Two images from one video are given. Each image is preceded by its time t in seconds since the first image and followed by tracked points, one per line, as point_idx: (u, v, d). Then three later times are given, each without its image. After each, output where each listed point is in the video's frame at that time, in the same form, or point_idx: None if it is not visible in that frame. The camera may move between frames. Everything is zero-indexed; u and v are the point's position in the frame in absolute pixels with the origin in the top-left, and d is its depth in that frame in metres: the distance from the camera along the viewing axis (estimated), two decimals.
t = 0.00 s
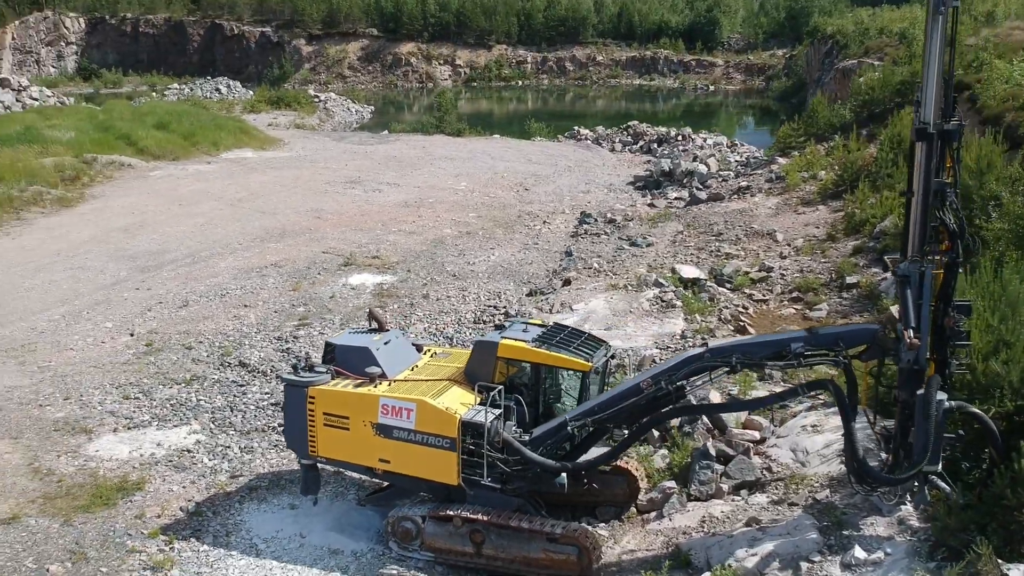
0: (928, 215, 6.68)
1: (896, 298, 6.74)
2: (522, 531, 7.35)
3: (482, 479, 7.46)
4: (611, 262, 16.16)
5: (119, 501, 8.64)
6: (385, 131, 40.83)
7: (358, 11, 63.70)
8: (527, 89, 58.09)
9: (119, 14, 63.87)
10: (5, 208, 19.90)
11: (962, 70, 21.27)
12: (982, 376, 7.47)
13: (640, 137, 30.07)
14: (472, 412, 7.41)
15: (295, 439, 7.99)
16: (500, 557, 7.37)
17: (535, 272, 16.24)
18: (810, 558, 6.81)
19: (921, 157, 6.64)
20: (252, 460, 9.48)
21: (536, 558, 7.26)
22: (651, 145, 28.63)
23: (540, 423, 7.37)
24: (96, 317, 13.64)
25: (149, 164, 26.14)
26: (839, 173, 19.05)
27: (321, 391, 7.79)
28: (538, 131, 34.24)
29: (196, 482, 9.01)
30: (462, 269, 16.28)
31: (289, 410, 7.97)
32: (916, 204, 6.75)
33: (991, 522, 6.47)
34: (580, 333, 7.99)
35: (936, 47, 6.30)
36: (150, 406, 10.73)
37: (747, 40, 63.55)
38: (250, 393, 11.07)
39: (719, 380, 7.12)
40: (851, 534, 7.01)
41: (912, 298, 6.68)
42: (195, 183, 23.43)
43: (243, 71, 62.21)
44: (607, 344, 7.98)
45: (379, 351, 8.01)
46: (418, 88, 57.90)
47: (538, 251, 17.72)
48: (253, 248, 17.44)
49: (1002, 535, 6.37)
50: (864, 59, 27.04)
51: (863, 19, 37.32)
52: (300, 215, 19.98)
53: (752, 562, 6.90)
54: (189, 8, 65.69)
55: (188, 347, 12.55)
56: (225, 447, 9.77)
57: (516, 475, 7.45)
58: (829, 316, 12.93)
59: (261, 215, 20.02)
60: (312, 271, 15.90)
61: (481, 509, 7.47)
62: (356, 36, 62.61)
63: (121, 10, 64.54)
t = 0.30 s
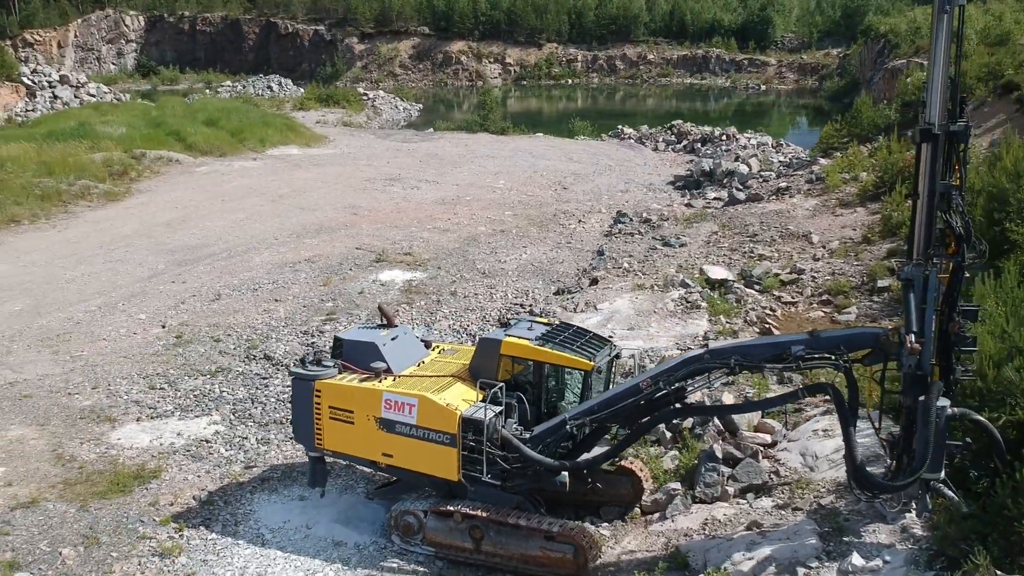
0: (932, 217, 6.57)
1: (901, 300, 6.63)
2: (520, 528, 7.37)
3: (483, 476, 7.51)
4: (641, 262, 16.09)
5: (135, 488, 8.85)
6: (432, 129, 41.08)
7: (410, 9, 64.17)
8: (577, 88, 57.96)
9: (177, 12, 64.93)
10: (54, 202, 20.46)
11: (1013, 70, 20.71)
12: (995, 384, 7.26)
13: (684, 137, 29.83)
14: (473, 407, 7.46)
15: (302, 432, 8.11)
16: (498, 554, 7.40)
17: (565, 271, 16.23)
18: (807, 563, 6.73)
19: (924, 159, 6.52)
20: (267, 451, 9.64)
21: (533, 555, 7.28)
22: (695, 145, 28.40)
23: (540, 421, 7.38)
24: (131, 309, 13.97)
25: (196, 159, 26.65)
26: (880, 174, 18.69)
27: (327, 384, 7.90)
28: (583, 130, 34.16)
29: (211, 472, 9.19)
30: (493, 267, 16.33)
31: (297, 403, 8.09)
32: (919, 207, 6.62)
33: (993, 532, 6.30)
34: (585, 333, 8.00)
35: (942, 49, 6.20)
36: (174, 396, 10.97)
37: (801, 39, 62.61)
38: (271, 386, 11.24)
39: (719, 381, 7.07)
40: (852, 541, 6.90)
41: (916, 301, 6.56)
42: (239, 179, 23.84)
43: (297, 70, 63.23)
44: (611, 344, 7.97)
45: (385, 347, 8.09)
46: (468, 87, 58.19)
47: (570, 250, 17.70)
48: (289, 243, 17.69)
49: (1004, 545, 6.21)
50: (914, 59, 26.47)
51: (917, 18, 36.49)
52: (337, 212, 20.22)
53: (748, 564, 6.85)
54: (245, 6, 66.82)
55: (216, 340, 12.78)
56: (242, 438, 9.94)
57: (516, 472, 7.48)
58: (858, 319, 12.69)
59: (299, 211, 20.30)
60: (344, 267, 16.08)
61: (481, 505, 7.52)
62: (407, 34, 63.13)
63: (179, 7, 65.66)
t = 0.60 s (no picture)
0: (933, 219, 6.43)
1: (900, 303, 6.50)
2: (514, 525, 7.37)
3: (481, 472, 7.52)
4: (668, 261, 15.98)
5: (146, 476, 9.02)
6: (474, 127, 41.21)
7: (457, 7, 64.42)
8: (622, 86, 57.72)
9: (229, 10, 65.84)
10: (95, 196, 20.93)
11: None
12: (1002, 391, 7.00)
13: (724, 136, 29.54)
14: (471, 404, 7.49)
15: (305, 424, 8.19)
16: (493, 550, 7.41)
17: (591, 270, 16.17)
18: (799, 569, 6.62)
19: (926, 159, 6.38)
20: (278, 443, 9.76)
21: (527, 553, 7.27)
22: (735, 144, 28.11)
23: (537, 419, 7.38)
24: (160, 301, 14.23)
25: (237, 155, 27.05)
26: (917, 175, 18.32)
27: (329, 378, 7.96)
28: (623, 129, 34.01)
29: (221, 463, 9.33)
30: (518, 265, 16.31)
31: (300, 396, 8.17)
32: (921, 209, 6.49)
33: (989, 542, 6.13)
34: (586, 331, 7.99)
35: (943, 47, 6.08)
36: (193, 387, 11.16)
37: (852, 39, 61.60)
38: (289, 379, 11.37)
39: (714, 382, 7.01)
40: (847, 547, 6.79)
41: (916, 305, 6.43)
42: (278, 175, 24.15)
43: (344, 68, 63.91)
44: (612, 343, 7.95)
45: (386, 342, 8.15)
46: (513, 85, 58.32)
47: (598, 249, 17.65)
48: (320, 239, 17.87)
49: (999, 555, 6.03)
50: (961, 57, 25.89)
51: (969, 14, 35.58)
52: (370, 208, 20.38)
53: (740, 568, 6.77)
54: (295, 4, 67.63)
55: (239, 333, 12.96)
56: (255, 430, 10.08)
57: (513, 470, 7.48)
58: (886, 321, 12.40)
59: (333, 207, 20.50)
60: (371, 263, 16.20)
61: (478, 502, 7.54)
62: (454, 32, 63.44)
63: (230, 6, 66.55)
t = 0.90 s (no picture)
0: (932, 222, 6.29)
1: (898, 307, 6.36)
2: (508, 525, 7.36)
3: (477, 471, 7.53)
4: (695, 262, 15.83)
5: (157, 467, 9.17)
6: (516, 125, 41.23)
7: (504, 5, 64.51)
8: (669, 85, 57.34)
9: (279, 8, 66.70)
10: (135, 190, 21.34)
11: None
12: (1010, 400, 6.69)
13: (764, 136, 29.17)
14: (468, 402, 7.51)
15: (309, 419, 8.26)
16: (487, 548, 7.42)
17: (617, 269, 16.09)
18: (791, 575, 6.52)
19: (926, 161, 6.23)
20: (288, 437, 9.86)
21: (520, 552, 7.25)
22: (775, 144, 27.76)
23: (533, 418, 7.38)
24: (188, 295, 14.47)
25: (277, 152, 27.39)
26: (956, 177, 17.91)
27: (331, 374, 8.02)
28: (664, 128, 33.77)
29: (231, 455, 9.46)
30: (544, 263, 16.28)
31: (304, 391, 8.24)
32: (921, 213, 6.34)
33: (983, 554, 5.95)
34: (586, 331, 7.97)
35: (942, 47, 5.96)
36: (212, 380, 11.32)
37: (905, 38, 60.39)
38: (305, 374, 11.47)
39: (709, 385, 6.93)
40: (842, 555, 6.65)
41: (914, 309, 6.29)
42: (314, 172, 24.40)
43: (392, 65, 64.58)
44: (612, 344, 7.92)
45: (388, 338, 8.19)
46: (558, 83, 58.30)
47: (626, 248, 17.55)
48: (350, 235, 18.01)
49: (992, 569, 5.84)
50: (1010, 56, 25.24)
51: (1023, 11, 34.62)
52: (402, 205, 20.50)
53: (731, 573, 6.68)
54: (344, 2, 68.21)
55: (262, 327, 13.12)
56: (267, 423, 10.19)
57: (509, 469, 7.47)
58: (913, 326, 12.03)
59: (366, 204, 20.66)
60: (398, 260, 16.29)
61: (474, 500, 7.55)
62: (501, 30, 63.56)
63: (280, 4, 67.33)
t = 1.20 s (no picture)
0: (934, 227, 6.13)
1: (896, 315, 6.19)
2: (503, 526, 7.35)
3: (475, 472, 7.53)
4: (724, 264, 15.65)
5: (169, 459, 9.32)
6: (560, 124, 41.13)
7: (554, 4, 64.39)
8: (718, 84, 56.74)
9: (331, 7, 67.39)
10: (176, 185, 21.72)
11: None
12: (1016, 412, 6.47)
13: (808, 137, 28.70)
14: (465, 404, 7.51)
15: (313, 415, 8.32)
16: (483, 550, 7.41)
17: (645, 271, 15.96)
18: None
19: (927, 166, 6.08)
20: (300, 433, 9.95)
21: (514, 555, 7.23)
22: (819, 145, 27.29)
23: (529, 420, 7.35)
24: (217, 290, 14.69)
25: (318, 149, 27.68)
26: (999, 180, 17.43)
27: (335, 372, 8.08)
28: (708, 128, 33.41)
29: (243, 450, 9.58)
30: (572, 264, 16.20)
31: (308, 388, 8.31)
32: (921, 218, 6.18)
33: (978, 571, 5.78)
34: (588, 334, 7.92)
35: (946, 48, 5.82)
36: (231, 375, 11.48)
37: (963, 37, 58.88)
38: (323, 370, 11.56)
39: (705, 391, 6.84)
40: (837, 567, 6.54)
41: (912, 318, 6.12)
42: (352, 169, 24.60)
43: (441, 64, 64.78)
44: (613, 347, 7.85)
45: (392, 337, 8.22)
46: (605, 82, 58.07)
47: (657, 249, 17.41)
48: (381, 233, 18.12)
49: None
50: None
51: None
52: (436, 204, 20.56)
53: None
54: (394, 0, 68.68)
55: (285, 323, 13.26)
56: (281, 419, 10.30)
57: (506, 470, 7.46)
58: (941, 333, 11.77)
59: (400, 202, 20.77)
60: (426, 258, 16.35)
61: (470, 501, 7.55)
62: (549, 29, 63.45)
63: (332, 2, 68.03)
